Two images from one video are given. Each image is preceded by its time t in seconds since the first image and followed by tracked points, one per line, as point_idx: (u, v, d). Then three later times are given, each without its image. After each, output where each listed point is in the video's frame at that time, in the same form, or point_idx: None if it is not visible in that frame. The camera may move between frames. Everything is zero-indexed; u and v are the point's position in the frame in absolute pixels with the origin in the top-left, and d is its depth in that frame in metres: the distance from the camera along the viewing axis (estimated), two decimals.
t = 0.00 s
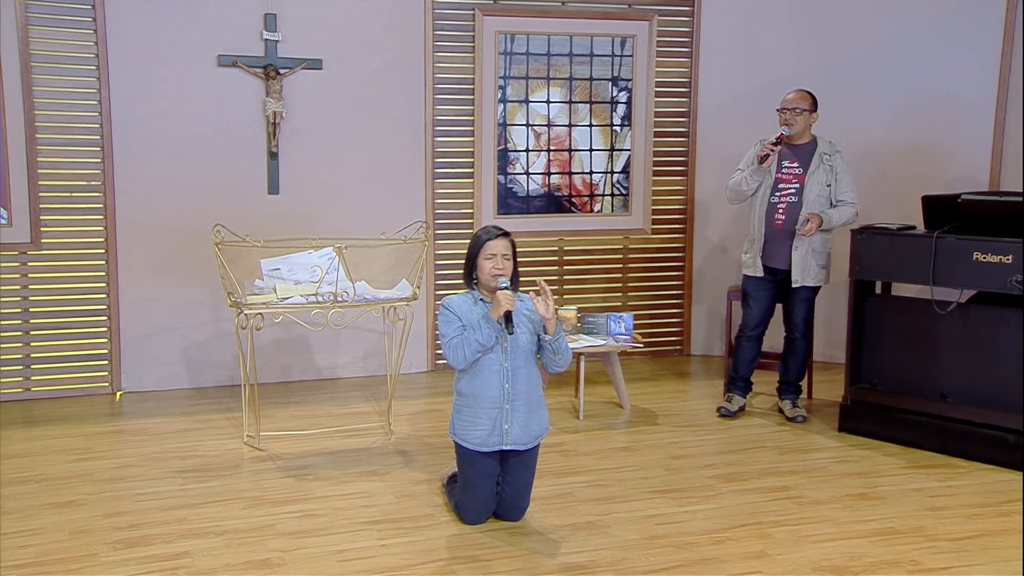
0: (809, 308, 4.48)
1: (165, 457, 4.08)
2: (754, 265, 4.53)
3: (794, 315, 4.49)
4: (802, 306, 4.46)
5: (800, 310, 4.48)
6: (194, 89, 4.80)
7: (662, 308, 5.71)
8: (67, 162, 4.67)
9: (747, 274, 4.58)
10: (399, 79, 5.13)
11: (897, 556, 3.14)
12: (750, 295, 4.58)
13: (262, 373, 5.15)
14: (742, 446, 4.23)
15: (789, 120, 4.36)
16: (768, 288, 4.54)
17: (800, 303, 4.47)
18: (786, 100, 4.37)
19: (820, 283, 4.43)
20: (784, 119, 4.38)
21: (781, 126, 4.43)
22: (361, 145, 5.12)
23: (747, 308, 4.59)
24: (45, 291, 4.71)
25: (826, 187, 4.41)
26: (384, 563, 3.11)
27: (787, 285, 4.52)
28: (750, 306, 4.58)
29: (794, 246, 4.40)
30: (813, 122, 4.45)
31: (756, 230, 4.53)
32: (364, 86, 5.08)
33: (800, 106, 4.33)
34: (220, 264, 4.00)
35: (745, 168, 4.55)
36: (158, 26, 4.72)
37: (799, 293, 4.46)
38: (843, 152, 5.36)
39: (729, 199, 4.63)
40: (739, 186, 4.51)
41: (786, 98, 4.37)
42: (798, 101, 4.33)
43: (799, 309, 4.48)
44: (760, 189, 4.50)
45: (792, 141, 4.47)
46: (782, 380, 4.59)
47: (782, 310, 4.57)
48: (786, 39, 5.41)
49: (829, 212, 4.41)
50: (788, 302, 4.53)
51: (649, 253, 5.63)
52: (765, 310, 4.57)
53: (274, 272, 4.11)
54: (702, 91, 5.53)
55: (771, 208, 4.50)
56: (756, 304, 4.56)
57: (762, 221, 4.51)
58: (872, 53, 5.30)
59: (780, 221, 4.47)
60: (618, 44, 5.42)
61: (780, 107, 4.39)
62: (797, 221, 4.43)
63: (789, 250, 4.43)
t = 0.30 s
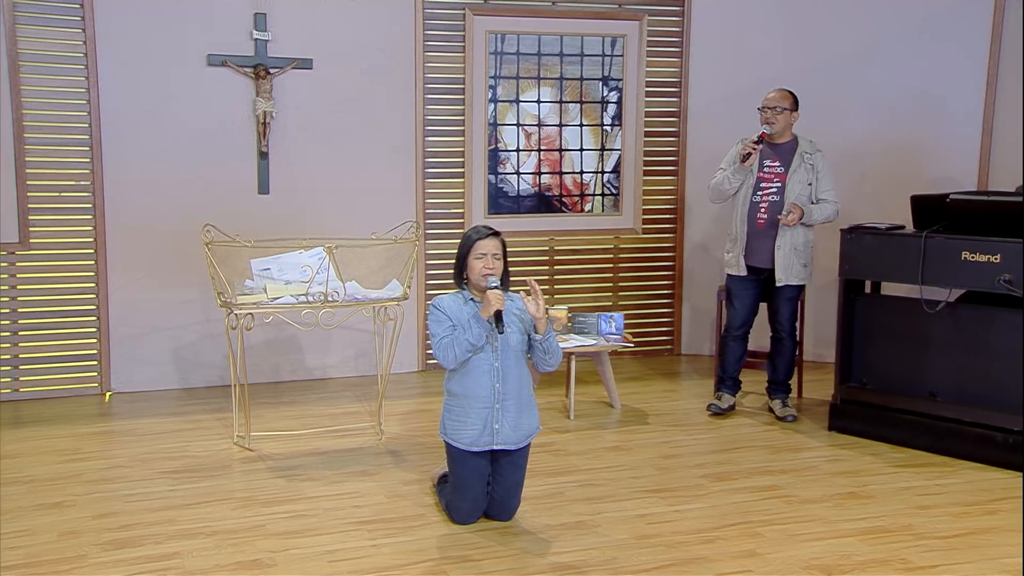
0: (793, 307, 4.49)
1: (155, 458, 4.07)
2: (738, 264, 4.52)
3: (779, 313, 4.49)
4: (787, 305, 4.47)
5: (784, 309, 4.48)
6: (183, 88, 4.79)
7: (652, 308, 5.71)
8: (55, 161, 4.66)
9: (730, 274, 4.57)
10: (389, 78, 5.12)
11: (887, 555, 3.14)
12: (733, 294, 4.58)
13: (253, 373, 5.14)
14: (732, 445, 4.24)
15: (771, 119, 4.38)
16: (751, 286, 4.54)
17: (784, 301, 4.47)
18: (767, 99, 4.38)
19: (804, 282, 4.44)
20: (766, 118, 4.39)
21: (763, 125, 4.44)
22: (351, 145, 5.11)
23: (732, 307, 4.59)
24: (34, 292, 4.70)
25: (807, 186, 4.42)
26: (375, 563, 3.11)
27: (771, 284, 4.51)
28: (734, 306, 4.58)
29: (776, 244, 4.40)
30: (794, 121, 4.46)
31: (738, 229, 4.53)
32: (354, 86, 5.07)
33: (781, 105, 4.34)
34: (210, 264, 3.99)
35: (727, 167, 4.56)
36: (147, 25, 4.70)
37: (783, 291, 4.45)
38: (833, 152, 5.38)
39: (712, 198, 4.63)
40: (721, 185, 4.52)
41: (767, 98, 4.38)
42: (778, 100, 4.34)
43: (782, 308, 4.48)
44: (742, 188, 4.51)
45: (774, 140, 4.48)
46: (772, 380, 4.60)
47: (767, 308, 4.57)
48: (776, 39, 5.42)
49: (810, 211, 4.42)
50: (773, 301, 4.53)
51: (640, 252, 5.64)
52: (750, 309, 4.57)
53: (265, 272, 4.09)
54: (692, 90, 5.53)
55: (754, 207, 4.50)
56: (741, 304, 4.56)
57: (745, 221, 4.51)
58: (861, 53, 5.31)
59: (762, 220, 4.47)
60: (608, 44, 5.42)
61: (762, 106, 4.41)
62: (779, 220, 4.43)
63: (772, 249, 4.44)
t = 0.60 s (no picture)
0: (776, 307, 4.50)
1: (144, 459, 4.05)
2: (720, 265, 4.54)
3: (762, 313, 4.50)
4: (769, 305, 4.47)
5: (767, 309, 4.49)
6: (171, 88, 4.78)
7: (641, 308, 5.72)
8: (44, 161, 4.64)
9: (713, 274, 4.58)
10: (379, 78, 5.12)
11: (876, 554, 3.15)
12: (716, 295, 4.59)
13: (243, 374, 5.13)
14: (722, 444, 4.24)
15: (749, 120, 4.38)
16: (734, 287, 4.55)
17: (767, 301, 4.48)
18: (745, 99, 4.39)
19: (785, 281, 4.45)
20: (743, 118, 4.39)
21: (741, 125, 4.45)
22: (341, 145, 5.10)
23: (715, 308, 4.60)
24: (22, 292, 4.68)
25: (787, 185, 4.43)
26: (365, 563, 3.10)
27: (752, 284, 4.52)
28: (717, 306, 4.59)
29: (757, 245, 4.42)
30: (772, 121, 4.47)
31: (719, 229, 4.54)
32: (344, 86, 5.07)
33: (759, 105, 4.35)
34: (200, 264, 3.98)
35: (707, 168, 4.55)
36: (135, 25, 4.69)
37: (765, 291, 4.47)
38: (822, 152, 5.40)
39: (691, 198, 4.63)
40: (701, 185, 4.51)
41: (744, 97, 4.39)
42: (756, 100, 4.35)
43: (765, 308, 4.49)
44: (722, 188, 4.51)
45: (752, 140, 4.49)
46: (760, 379, 4.61)
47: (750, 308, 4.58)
48: (765, 39, 5.44)
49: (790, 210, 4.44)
50: (755, 301, 4.54)
51: (630, 252, 5.64)
52: (734, 309, 4.58)
53: (254, 272, 4.09)
54: (682, 90, 5.54)
55: (734, 207, 4.51)
56: (724, 304, 4.58)
57: (725, 221, 4.52)
58: (850, 54, 5.33)
59: (743, 219, 4.48)
60: (598, 44, 5.43)
61: (739, 107, 4.41)
62: (760, 220, 4.44)
63: (753, 249, 4.45)
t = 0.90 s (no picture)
0: (759, 306, 4.50)
1: (134, 460, 4.04)
2: (699, 264, 4.53)
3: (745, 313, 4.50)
4: (752, 305, 4.48)
5: (750, 308, 4.49)
6: (161, 88, 4.77)
7: (631, 308, 5.72)
8: (33, 161, 4.62)
9: (693, 274, 4.57)
10: (370, 78, 5.11)
11: (865, 553, 3.16)
12: (700, 295, 4.59)
13: (233, 374, 5.11)
14: (712, 444, 4.25)
15: (727, 120, 4.38)
16: (716, 287, 4.55)
17: (750, 301, 4.48)
18: (722, 99, 4.39)
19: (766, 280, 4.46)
20: (722, 118, 4.40)
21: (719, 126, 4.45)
22: (331, 145, 5.10)
23: (700, 308, 4.60)
24: (10, 292, 4.66)
25: (765, 184, 4.45)
26: (356, 564, 3.10)
27: (734, 283, 4.52)
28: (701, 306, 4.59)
29: (737, 244, 4.43)
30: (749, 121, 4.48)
31: (699, 229, 4.54)
32: (334, 86, 5.06)
33: (737, 105, 4.35)
34: (189, 264, 3.97)
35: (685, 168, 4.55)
36: (124, 25, 4.67)
37: (748, 291, 4.47)
38: (812, 152, 5.42)
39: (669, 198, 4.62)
40: (680, 185, 4.51)
41: (722, 98, 4.39)
42: (733, 100, 4.35)
43: (748, 308, 4.49)
44: (701, 187, 4.51)
45: (730, 139, 4.49)
46: (749, 379, 4.62)
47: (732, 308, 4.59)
48: (754, 39, 5.45)
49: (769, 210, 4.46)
50: (737, 301, 4.54)
51: (620, 251, 5.64)
52: (718, 308, 4.58)
53: (245, 272, 4.08)
54: (672, 90, 5.55)
55: (714, 206, 4.52)
56: (708, 304, 4.57)
57: (705, 220, 4.52)
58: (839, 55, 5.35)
59: (723, 219, 4.49)
60: (589, 44, 5.44)
61: (717, 107, 4.41)
62: (740, 219, 4.46)
63: (734, 249, 4.46)
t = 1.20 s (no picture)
0: (745, 306, 4.51)
1: (123, 460, 4.03)
2: (682, 265, 4.53)
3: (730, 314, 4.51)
4: (737, 305, 4.49)
5: (735, 309, 4.50)
6: (150, 88, 4.75)
7: (621, 308, 5.73)
8: (23, 161, 4.61)
9: (677, 275, 4.57)
10: (361, 78, 5.11)
11: (855, 551, 3.17)
12: (684, 295, 4.58)
13: (223, 375, 5.10)
14: (703, 444, 4.26)
15: (709, 121, 4.39)
16: (700, 287, 4.56)
17: (734, 301, 4.49)
18: (703, 100, 4.41)
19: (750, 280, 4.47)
20: (703, 120, 4.41)
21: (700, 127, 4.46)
22: (321, 145, 5.09)
23: (685, 309, 4.60)
24: None
25: (747, 184, 4.46)
26: (347, 564, 3.09)
27: (717, 283, 4.52)
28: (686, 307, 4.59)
29: (720, 243, 4.43)
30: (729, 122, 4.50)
31: (682, 230, 4.55)
32: (325, 86, 5.06)
33: (718, 106, 4.37)
34: (179, 264, 3.97)
35: (668, 170, 4.60)
36: (113, 24, 4.66)
37: (732, 291, 4.48)
38: (802, 152, 5.44)
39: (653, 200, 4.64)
40: (664, 187, 4.53)
41: (703, 99, 4.40)
42: (715, 101, 4.37)
43: (732, 308, 4.50)
44: (684, 188, 4.52)
45: (711, 141, 4.51)
46: (739, 379, 4.62)
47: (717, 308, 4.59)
48: (745, 39, 5.46)
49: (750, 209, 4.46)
50: (721, 301, 4.55)
51: (611, 251, 5.65)
52: (702, 308, 4.58)
53: (235, 272, 4.08)
54: (663, 90, 5.55)
55: (697, 207, 4.52)
56: (692, 304, 4.56)
57: (688, 221, 4.53)
58: (829, 55, 5.37)
59: (706, 219, 4.49)
60: (580, 44, 5.44)
61: (698, 108, 4.42)
62: (723, 218, 4.46)
63: (717, 248, 4.46)
